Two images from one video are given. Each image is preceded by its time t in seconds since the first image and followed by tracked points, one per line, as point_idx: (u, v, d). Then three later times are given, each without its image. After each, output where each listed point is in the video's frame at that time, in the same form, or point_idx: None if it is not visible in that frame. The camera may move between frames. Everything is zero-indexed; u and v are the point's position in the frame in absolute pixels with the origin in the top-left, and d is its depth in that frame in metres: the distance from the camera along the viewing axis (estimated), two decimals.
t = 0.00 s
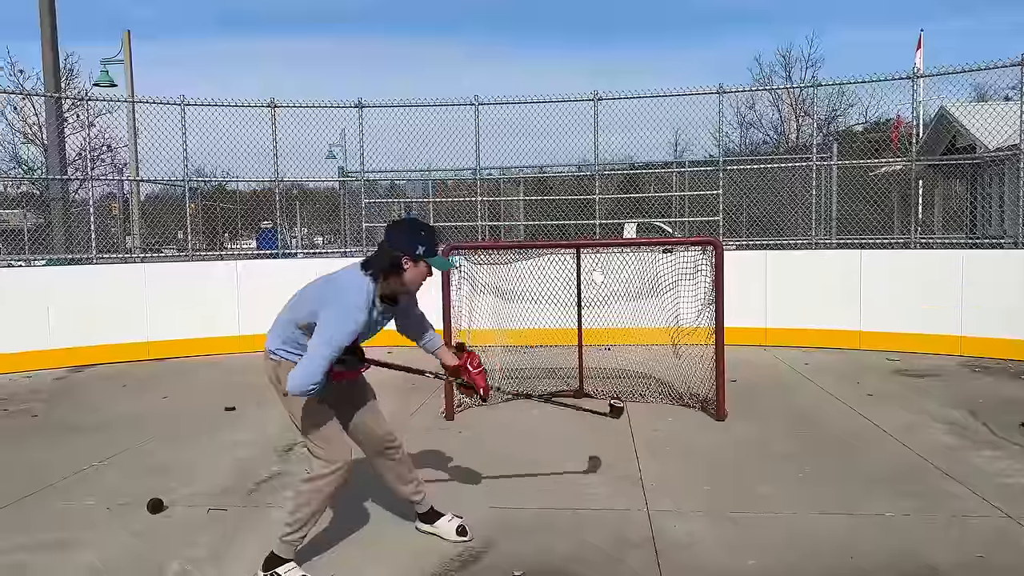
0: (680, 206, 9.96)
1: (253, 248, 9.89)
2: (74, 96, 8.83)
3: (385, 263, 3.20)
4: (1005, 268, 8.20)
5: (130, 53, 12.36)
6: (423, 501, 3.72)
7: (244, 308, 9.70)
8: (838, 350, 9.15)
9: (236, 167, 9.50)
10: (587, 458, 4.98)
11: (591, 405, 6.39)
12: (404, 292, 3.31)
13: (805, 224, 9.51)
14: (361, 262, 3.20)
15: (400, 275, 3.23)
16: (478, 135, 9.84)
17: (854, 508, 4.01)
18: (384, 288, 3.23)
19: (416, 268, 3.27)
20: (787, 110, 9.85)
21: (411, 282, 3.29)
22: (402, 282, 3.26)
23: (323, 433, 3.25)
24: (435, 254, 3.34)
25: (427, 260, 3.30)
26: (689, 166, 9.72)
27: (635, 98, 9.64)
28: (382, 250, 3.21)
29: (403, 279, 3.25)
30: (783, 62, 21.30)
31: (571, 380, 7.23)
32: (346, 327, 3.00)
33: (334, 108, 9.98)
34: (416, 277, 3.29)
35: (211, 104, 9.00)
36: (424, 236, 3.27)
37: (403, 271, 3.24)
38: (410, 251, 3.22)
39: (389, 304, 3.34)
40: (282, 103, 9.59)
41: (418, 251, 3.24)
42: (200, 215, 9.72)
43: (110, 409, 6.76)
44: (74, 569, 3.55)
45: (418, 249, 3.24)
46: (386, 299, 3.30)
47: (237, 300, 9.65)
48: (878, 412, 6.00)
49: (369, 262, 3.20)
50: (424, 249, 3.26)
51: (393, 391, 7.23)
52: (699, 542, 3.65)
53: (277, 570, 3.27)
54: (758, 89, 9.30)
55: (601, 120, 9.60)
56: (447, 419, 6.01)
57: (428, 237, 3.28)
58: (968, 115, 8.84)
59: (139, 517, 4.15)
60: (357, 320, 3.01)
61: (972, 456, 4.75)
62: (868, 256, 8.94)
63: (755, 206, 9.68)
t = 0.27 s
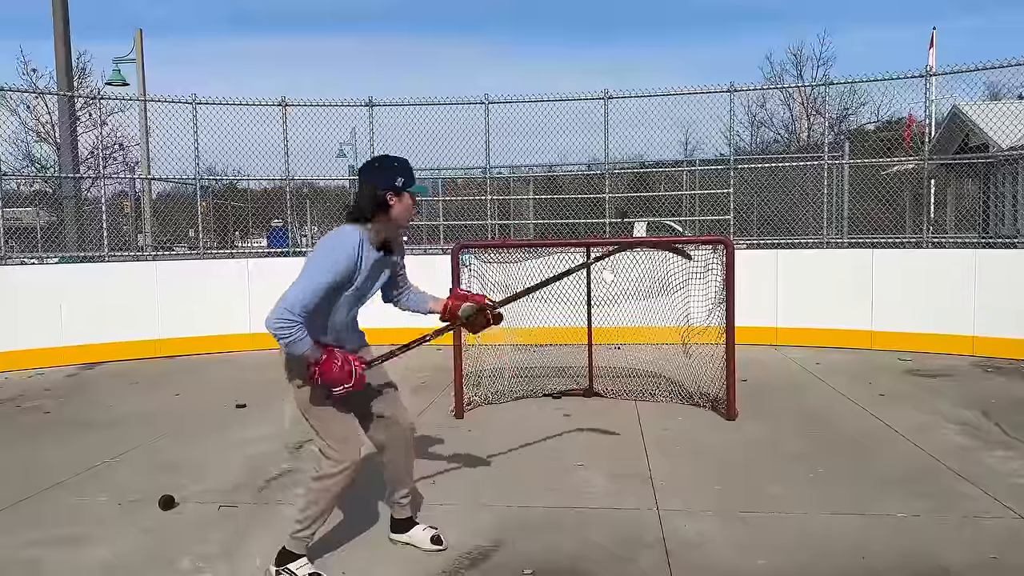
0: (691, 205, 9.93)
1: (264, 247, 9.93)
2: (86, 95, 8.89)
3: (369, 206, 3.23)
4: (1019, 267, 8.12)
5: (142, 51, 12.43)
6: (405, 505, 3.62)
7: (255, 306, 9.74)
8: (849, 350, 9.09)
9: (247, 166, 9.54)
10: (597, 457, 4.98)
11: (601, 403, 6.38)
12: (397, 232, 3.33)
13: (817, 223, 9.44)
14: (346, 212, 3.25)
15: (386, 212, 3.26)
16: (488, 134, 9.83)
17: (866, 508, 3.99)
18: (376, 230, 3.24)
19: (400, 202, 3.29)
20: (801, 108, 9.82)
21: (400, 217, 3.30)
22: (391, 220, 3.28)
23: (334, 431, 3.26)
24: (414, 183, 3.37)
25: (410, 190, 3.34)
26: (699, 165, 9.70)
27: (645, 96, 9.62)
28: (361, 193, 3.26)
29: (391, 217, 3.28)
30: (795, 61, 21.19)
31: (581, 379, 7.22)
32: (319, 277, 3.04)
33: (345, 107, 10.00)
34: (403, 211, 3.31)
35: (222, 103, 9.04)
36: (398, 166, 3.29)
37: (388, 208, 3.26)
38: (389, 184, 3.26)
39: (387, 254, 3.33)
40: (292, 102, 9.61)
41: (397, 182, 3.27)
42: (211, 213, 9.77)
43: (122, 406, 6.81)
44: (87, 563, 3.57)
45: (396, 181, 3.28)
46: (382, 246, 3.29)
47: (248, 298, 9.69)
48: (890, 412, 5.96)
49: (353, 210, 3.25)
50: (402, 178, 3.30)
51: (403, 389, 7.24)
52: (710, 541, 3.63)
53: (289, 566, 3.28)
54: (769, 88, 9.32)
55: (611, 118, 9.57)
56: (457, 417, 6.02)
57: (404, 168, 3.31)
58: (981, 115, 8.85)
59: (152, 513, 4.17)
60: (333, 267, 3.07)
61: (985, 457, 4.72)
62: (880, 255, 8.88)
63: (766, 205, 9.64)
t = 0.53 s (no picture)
0: (703, 204, 9.89)
1: (275, 245, 9.98)
2: (100, 94, 8.95)
3: (368, 193, 3.24)
4: None
5: (155, 50, 12.50)
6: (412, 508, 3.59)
7: (268, 305, 9.78)
8: (862, 350, 9.03)
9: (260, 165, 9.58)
10: (608, 456, 4.97)
11: (612, 403, 6.37)
12: (399, 216, 3.35)
13: (829, 223, 9.39)
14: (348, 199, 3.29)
15: (387, 198, 3.28)
16: (499, 133, 9.83)
17: (879, 508, 3.96)
18: (380, 215, 3.28)
19: (400, 186, 3.30)
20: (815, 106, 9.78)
21: (401, 201, 3.31)
22: (392, 205, 3.30)
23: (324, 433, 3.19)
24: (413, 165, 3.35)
25: (409, 172, 3.32)
26: (712, 165, 9.64)
27: (657, 95, 9.59)
28: (360, 178, 3.26)
29: (392, 201, 3.29)
30: (807, 59, 21.07)
31: (591, 378, 7.21)
32: (322, 263, 2.99)
33: (357, 106, 10.03)
34: (403, 195, 3.32)
35: (235, 102, 9.09)
36: (394, 147, 3.27)
37: (388, 193, 3.28)
38: (386, 168, 3.26)
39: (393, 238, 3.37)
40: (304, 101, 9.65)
41: (394, 164, 3.26)
42: (224, 210, 9.82)
43: (135, 403, 6.85)
44: (100, 559, 3.60)
45: (394, 164, 3.26)
46: (386, 232, 3.32)
47: (261, 296, 9.73)
48: (902, 413, 5.92)
49: (354, 196, 3.27)
50: (399, 160, 3.27)
51: (413, 387, 7.25)
52: (720, 541, 3.62)
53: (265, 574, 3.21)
54: (780, 87, 9.29)
55: (623, 117, 9.55)
56: (467, 415, 6.03)
57: (399, 148, 3.28)
58: (998, 115, 8.86)
59: (164, 509, 4.20)
60: (337, 252, 3.02)
61: (999, 458, 4.68)
62: (893, 254, 8.82)
63: (779, 204, 9.58)
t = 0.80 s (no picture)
0: (716, 203, 9.86)
1: (288, 243, 10.04)
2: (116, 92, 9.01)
3: (371, 217, 3.22)
4: None
5: (169, 50, 12.58)
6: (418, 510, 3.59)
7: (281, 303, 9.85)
8: (875, 351, 8.98)
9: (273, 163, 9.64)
10: (619, 456, 4.96)
11: (623, 402, 6.37)
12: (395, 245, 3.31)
13: (842, 223, 9.34)
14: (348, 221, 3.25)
15: (387, 225, 3.25)
16: (511, 131, 9.84)
17: (892, 510, 3.94)
18: (376, 241, 3.23)
19: (402, 217, 3.28)
20: (827, 105, 9.73)
21: (401, 231, 3.28)
22: (391, 233, 3.26)
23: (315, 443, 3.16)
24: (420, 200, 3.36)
25: (413, 206, 3.32)
26: (725, 164, 9.65)
27: (669, 94, 9.57)
28: (366, 202, 3.25)
29: (391, 230, 3.26)
30: (822, 59, 20.95)
31: (602, 377, 7.21)
32: (306, 276, 2.97)
33: (370, 105, 10.06)
34: (404, 226, 3.29)
35: (249, 100, 9.14)
36: (404, 179, 3.28)
37: (389, 221, 3.25)
38: (393, 196, 3.25)
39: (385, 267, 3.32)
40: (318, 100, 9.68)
41: (401, 195, 3.26)
42: (237, 208, 9.88)
43: (149, 399, 6.90)
44: (115, 554, 3.63)
45: (400, 194, 3.26)
46: (379, 259, 3.27)
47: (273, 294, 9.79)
48: (916, 414, 5.88)
49: (355, 218, 3.24)
50: (407, 192, 3.28)
51: (425, 385, 7.27)
52: (732, 541, 3.61)
53: None
54: (793, 86, 9.28)
55: (635, 116, 9.54)
56: (478, 414, 6.04)
57: (409, 180, 3.29)
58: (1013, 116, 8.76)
59: (177, 505, 4.23)
60: (323, 268, 3.00)
61: (1014, 461, 4.64)
62: (908, 255, 8.76)
63: (792, 204, 9.54)
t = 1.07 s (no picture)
0: (729, 204, 9.78)
1: (300, 242, 10.10)
2: (131, 91, 9.07)
3: (367, 263, 3.05)
4: None
5: (184, 49, 12.67)
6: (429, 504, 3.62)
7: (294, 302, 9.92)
8: (888, 353, 8.92)
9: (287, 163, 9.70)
10: (631, 457, 4.95)
11: (635, 403, 6.36)
12: (383, 296, 3.15)
13: (856, 224, 9.31)
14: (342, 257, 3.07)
15: (380, 275, 3.08)
16: (524, 131, 9.83)
17: (907, 512, 3.91)
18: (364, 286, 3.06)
19: (399, 273, 3.12)
20: (840, 105, 9.70)
21: (392, 285, 3.12)
22: (382, 284, 3.10)
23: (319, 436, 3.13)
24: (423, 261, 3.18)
25: (412, 265, 3.15)
26: (738, 166, 9.57)
27: (682, 94, 9.55)
28: (370, 246, 3.06)
29: (383, 281, 3.10)
30: (835, 58, 20.83)
31: (614, 377, 7.21)
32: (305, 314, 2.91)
33: (383, 105, 10.09)
34: (396, 283, 3.13)
35: (263, 100, 9.19)
36: (414, 239, 3.10)
37: (384, 272, 3.08)
38: (397, 252, 3.07)
39: (367, 308, 3.17)
40: (331, 100, 9.72)
41: (405, 254, 3.08)
42: (251, 207, 9.93)
43: (163, 397, 6.96)
44: (130, 550, 3.65)
45: (403, 251, 3.08)
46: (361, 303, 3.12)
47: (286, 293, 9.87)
48: (930, 416, 5.84)
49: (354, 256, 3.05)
50: (412, 251, 3.10)
51: (436, 384, 7.29)
52: (746, 542, 3.60)
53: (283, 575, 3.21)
54: (807, 86, 9.25)
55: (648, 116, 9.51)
56: (490, 413, 6.04)
57: (420, 242, 3.12)
58: None
59: (191, 502, 4.25)
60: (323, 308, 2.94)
61: None
62: (922, 256, 8.70)
63: (806, 205, 9.49)
